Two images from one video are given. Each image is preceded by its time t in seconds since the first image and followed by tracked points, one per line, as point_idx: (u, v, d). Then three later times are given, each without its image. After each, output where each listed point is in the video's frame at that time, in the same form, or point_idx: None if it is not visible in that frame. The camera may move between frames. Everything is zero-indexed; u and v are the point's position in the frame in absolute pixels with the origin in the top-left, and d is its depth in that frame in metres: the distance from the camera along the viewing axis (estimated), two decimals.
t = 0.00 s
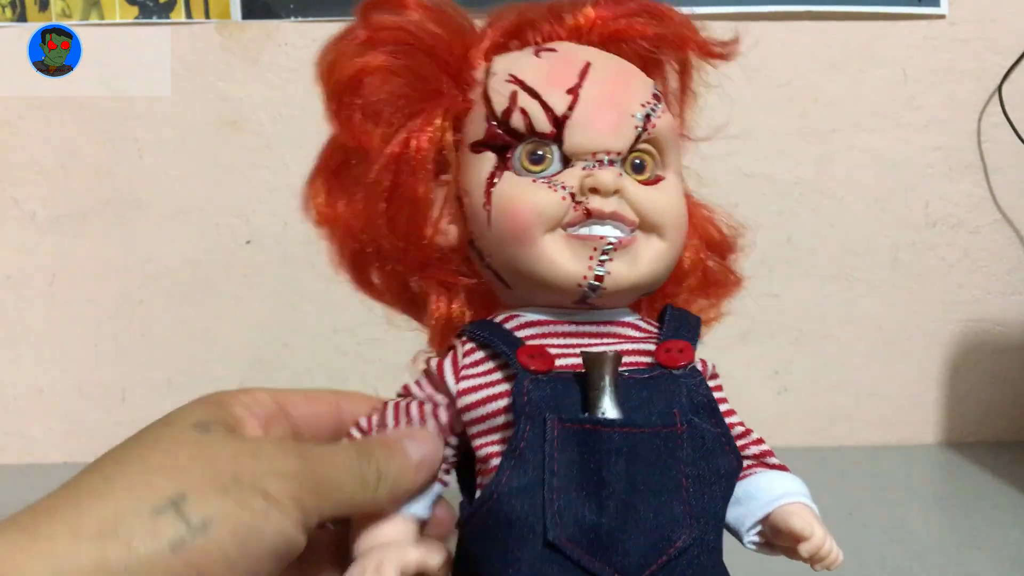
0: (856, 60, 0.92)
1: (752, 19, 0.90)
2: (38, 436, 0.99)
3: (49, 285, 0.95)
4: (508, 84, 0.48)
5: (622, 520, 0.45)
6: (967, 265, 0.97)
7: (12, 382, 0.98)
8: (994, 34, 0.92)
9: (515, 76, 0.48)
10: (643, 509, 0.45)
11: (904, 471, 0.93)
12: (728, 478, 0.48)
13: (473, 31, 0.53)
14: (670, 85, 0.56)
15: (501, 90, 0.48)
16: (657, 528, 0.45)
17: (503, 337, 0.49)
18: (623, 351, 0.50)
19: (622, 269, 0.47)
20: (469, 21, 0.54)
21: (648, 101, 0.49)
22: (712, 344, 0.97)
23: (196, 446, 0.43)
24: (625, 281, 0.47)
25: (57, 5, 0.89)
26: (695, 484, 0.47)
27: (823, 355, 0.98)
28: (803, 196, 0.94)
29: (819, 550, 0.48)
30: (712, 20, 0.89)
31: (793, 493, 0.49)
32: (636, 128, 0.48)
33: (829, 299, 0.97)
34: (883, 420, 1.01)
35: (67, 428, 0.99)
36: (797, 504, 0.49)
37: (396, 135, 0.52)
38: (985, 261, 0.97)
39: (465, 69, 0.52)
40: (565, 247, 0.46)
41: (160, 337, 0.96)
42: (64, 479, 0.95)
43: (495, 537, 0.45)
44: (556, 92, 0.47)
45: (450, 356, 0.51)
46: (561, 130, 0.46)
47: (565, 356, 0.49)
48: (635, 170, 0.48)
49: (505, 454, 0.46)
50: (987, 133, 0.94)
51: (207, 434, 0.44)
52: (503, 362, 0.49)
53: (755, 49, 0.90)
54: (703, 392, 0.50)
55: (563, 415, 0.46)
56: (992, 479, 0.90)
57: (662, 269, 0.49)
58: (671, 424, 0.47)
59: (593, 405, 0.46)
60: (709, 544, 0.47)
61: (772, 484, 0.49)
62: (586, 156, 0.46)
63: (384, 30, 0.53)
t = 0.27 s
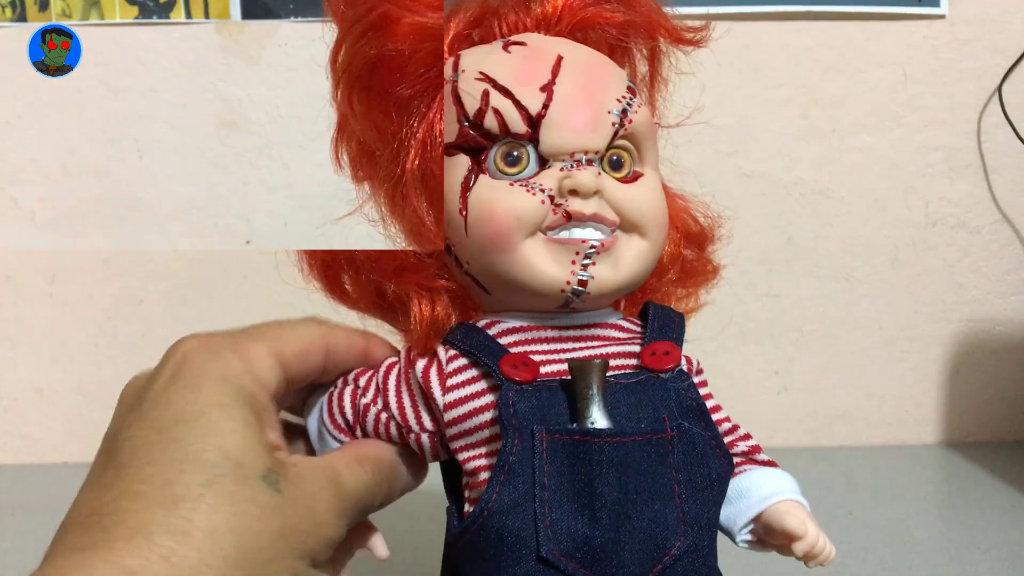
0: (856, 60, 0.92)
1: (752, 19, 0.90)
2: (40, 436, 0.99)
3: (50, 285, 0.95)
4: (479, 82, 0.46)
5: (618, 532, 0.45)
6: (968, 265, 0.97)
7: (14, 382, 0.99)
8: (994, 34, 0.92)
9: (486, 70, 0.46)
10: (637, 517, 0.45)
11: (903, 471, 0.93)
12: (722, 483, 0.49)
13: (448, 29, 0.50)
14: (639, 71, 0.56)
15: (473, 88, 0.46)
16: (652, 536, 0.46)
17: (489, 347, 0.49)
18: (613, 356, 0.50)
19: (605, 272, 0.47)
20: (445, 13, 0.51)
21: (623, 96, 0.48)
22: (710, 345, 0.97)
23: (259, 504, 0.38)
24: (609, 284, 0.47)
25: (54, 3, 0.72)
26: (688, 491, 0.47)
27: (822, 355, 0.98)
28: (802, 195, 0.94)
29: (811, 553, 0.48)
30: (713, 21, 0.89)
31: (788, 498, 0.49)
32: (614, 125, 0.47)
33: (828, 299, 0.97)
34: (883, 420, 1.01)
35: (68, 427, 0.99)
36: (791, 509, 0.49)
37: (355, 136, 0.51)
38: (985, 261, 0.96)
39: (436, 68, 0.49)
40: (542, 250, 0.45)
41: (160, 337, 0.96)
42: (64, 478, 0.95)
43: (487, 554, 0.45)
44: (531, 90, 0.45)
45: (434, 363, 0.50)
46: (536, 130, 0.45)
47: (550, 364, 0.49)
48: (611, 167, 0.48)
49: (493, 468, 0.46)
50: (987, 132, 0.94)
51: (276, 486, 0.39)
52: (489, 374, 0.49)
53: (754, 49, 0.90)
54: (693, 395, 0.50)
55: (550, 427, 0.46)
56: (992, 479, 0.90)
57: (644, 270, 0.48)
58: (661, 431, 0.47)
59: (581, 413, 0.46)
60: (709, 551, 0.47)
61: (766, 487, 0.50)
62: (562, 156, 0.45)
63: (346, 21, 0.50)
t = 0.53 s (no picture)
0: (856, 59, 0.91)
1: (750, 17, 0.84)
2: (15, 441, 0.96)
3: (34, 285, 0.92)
4: (518, 83, 0.44)
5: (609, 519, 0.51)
6: (967, 265, 0.97)
7: None
8: (994, 35, 0.92)
9: (549, 60, 0.42)
10: (630, 508, 0.51)
11: (905, 472, 0.93)
12: (715, 475, 0.53)
13: (454, 20, 0.45)
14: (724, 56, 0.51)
15: (511, 89, 0.44)
16: (646, 527, 0.51)
17: (502, 348, 0.53)
18: (648, 368, 0.52)
19: (659, 310, 0.46)
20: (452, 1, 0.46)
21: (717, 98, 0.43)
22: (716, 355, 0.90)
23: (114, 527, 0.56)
24: (661, 320, 0.46)
25: None
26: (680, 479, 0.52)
27: (825, 356, 0.97)
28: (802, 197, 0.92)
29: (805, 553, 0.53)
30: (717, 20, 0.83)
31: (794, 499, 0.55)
32: (701, 139, 0.42)
33: (830, 298, 0.95)
34: (883, 421, 1.01)
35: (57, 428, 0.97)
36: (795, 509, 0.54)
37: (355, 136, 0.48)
38: (985, 261, 0.97)
39: (441, 69, 0.46)
40: (594, 278, 0.46)
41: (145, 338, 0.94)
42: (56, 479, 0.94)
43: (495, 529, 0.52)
44: (598, 94, 0.41)
45: (452, 360, 0.54)
46: (603, 142, 0.42)
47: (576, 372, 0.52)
48: (692, 177, 0.43)
49: (493, 459, 0.51)
50: (987, 133, 0.95)
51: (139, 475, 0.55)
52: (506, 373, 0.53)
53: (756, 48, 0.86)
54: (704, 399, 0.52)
55: (546, 420, 0.50)
56: (991, 479, 0.90)
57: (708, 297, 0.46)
58: (658, 425, 0.51)
59: (578, 410, 0.50)
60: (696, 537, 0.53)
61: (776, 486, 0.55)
62: (629, 179, 0.43)
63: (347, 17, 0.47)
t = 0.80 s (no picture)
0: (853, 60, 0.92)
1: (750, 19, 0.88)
2: (38, 436, 1.00)
3: (50, 285, 0.96)
4: (519, 83, 0.43)
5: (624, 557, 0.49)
6: (968, 265, 0.97)
7: (12, 382, 0.99)
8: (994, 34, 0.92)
9: (549, 60, 0.42)
10: (648, 545, 0.49)
11: (902, 471, 0.93)
12: (736, 502, 0.51)
13: (454, 20, 0.45)
14: (762, 42, 0.50)
15: (513, 90, 0.44)
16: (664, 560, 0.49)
17: (502, 347, 0.51)
18: (647, 367, 0.51)
19: (656, 307, 0.46)
20: None
21: (724, 96, 0.43)
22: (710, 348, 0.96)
23: None
24: (657, 319, 0.46)
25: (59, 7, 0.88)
26: (704, 513, 0.50)
27: (820, 356, 0.99)
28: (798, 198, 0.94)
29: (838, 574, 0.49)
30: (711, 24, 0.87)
31: (820, 513, 0.51)
32: (701, 139, 0.43)
33: (827, 299, 0.97)
34: (883, 421, 1.01)
35: (67, 427, 1.00)
36: (820, 525, 0.50)
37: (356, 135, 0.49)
38: (985, 261, 0.96)
39: (441, 70, 0.46)
40: (595, 279, 0.45)
41: (160, 337, 0.97)
42: (65, 478, 0.96)
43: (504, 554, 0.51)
44: (597, 94, 0.41)
45: (453, 360, 0.54)
46: (603, 142, 0.42)
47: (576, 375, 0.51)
48: (692, 177, 0.44)
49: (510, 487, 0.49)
50: (987, 132, 0.94)
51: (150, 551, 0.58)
52: (507, 373, 0.52)
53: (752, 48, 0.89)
54: (720, 420, 0.50)
55: (567, 454, 0.48)
56: (990, 478, 0.91)
57: (703, 297, 0.47)
58: (681, 460, 0.49)
59: (598, 440, 0.48)
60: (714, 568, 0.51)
61: (794, 499, 0.51)
62: (630, 179, 0.43)
63: (348, 18, 0.47)
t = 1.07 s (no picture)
0: (852, 61, 0.92)
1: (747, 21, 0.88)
2: (38, 435, 1.00)
3: (50, 285, 0.96)
4: (518, 83, 0.43)
5: (624, 556, 0.49)
6: (968, 265, 0.97)
7: (12, 382, 0.99)
8: (994, 35, 0.92)
9: (548, 60, 0.42)
10: (647, 543, 0.49)
11: (902, 471, 0.93)
12: (735, 501, 0.51)
13: (453, 20, 0.45)
14: (761, 42, 0.50)
15: (512, 90, 0.44)
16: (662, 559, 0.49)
17: (501, 347, 0.51)
18: (646, 367, 0.52)
19: (657, 306, 0.46)
20: None
21: (723, 97, 0.43)
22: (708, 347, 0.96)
23: None
24: (658, 318, 0.46)
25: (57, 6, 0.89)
26: (703, 511, 0.50)
27: (820, 356, 0.99)
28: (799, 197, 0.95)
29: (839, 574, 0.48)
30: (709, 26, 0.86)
31: (819, 513, 0.50)
32: (700, 139, 0.42)
33: (826, 299, 0.97)
34: (883, 420, 1.01)
35: (67, 427, 1.00)
36: (820, 525, 0.50)
37: (355, 135, 0.49)
38: (984, 261, 0.97)
39: (441, 70, 0.46)
40: (594, 278, 0.45)
41: (160, 337, 0.97)
42: (64, 478, 0.96)
43: (504, 553, 0.51)
44: (596, 93, 0.41)
45: (453, 360, 0.54)
46: (602, 142, 0.42)
47: (578, 373, 0.51)
48: (691, 177, 0.44)
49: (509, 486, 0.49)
50: (987, 133, 0.94)
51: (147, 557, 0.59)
52: (507, 373, 0.52)
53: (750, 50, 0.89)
54: (719, 419, 0.50)
55: (566, 453, 0.48)
56: (990, 477, 0.91)
57: (703, 296, 0.47)
58: (681, 459, 0.49)
59: (598, 439, 0.48)
60: (713, 565, 0.51)
61: (794, 498, 0.51)
62: (630, 179, 0.43)
63: (348, 18, 0.47)
